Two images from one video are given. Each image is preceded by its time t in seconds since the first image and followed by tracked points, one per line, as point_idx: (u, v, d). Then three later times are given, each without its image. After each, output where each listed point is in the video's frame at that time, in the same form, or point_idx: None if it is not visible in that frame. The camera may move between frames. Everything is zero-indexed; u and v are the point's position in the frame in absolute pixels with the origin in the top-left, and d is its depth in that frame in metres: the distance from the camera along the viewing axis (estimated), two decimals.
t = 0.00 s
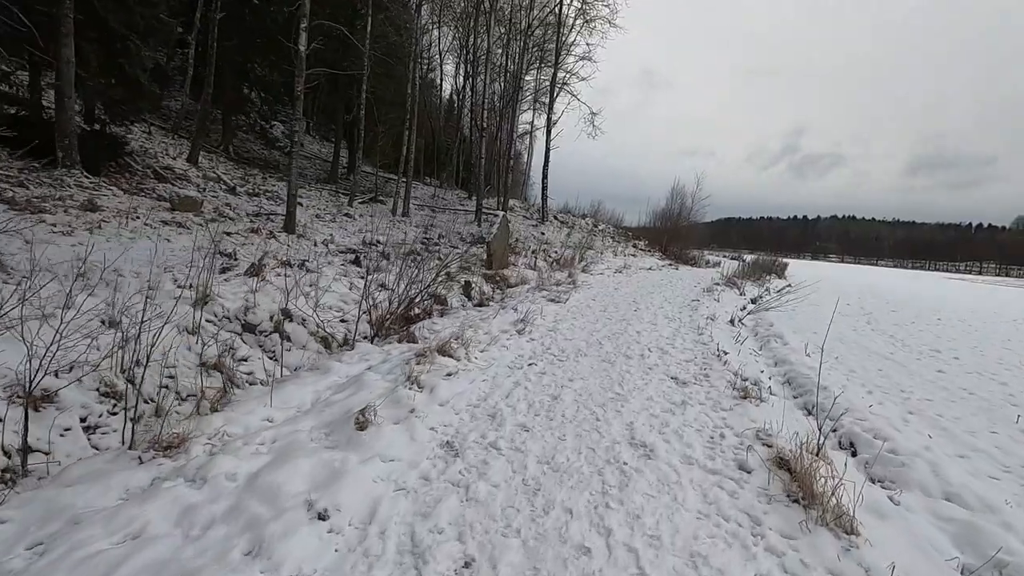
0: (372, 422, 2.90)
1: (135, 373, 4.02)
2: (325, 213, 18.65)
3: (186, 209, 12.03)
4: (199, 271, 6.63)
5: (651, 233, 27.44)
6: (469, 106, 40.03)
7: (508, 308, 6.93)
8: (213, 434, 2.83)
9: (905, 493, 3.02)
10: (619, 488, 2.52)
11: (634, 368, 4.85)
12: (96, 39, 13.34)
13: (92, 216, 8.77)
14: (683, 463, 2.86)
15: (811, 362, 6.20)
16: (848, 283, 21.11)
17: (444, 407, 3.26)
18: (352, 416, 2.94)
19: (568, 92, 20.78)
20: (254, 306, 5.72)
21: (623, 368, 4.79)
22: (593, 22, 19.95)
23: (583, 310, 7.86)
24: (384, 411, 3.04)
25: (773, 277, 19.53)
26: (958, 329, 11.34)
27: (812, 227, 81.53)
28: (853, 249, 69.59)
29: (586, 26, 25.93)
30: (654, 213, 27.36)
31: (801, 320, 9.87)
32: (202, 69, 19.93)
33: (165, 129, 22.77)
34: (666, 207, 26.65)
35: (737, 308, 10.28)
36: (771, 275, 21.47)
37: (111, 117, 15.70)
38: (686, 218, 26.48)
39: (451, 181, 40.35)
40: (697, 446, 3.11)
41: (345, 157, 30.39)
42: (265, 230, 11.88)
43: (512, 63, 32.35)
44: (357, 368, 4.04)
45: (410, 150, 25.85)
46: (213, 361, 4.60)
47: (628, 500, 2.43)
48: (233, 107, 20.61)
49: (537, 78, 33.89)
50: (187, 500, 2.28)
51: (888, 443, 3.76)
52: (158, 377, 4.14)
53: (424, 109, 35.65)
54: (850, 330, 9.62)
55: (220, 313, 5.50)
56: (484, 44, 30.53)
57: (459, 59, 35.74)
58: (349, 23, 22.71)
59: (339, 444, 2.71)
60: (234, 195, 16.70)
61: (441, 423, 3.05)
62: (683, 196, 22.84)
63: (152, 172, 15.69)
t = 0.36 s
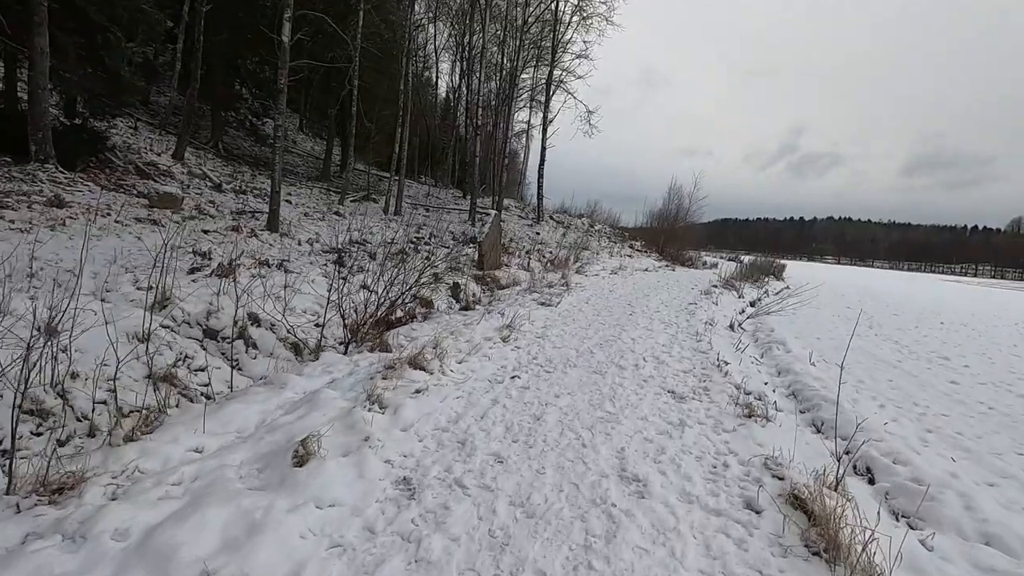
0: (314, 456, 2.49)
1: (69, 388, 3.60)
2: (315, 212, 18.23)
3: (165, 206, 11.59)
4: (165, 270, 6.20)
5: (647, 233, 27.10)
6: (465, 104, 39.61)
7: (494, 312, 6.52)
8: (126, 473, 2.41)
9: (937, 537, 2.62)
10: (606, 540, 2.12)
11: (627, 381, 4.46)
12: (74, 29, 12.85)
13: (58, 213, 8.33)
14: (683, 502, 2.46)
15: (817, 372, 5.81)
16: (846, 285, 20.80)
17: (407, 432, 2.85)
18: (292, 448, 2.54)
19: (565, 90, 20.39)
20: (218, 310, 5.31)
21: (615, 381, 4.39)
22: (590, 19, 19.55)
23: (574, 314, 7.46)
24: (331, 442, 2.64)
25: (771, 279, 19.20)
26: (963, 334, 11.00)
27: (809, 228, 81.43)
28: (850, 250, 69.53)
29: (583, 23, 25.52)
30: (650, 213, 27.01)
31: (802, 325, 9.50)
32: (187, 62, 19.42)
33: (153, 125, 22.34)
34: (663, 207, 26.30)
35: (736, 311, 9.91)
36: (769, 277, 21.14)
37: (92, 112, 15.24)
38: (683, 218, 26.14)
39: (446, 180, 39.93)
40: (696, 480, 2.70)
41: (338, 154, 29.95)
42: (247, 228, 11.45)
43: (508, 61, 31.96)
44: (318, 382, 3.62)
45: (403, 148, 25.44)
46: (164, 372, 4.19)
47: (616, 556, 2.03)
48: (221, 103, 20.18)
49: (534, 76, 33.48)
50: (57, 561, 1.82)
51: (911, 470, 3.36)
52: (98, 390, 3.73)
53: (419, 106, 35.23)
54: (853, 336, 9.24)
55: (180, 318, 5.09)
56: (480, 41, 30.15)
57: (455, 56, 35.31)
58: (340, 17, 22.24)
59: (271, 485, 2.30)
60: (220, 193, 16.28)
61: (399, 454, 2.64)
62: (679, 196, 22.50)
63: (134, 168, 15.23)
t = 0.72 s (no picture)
0: (243, 504, 2.08)
1: None
2: (304, 209, 17.77)
3: (144, 202, 11.13)
4: (128, 269, 5.76)
5: (645, 233, 26.74)
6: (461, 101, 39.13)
7: (482, 316, 6.12)
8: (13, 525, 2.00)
9: None
10: None
11: (624, 395, 4.06)
12: (51, 18, 12.35)
13: (23, 208, 7.88)
14: (690, 556, 2.07)
15: (826, 383, 5.42)
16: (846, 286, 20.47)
17: (365, 468, 2.45)
18: (217, 492, 2.13)
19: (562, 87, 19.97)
20: (179, 315, 4.89)
21: (611, 396, 3.99)
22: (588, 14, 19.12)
23: (568, 318, 7.05)
24: (268, 483, 2.23)
25: (770, 280, 18.85)
26: (970, 339, 10.65)
27: (806, 228, 81.24)
28: (847, 251, 69.38)
29: (581, 19, 25.06)
30: (648, 212, 26.62)
31: (805, 330, 9.12)
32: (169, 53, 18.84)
33: (140, 119, 21.85)
34: (661, 207, 25.93)
35: (737, 315, 9.52)
36: (768, 277, 20.80)
37: (72, 104, 14.75)
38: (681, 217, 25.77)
39: (441, 178, 39.44)
40: (704, 523, 2.31)
41: (331, 151, 29.44)
42: (228, 225, 10.99)
43: (505, 57, 31.52)
44: (275, 401, 3.21)
45: (396, 145, 24.98)
46: (109, 386, 3.77)
47: None
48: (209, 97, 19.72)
49: (530, 73, 33.05)
50: None
51: (943, 504, 2.98)
52: (28, 407, 3.32)
53: (414, 103, 34.76)
54: (859, 341, 8.86)
55: (136, 324, 4.67)
56: (476, 37, 29.71)
57: (451, 52, 34.83)
58: (327, 7, 21.96)
59: (182, 546, 1.89)
60: (205, 189, 15.82)
61: (349, 497, 2.23)
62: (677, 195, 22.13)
63: (117, 163, 14.76)
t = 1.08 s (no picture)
0: (129, 565, 1.68)
1: None
2: (292, 206, 17.33)
3: (119, 197, 10.67)
4: (82, 267, 5.34)
5: (641, 231, 26.39)
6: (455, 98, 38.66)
7: (466, 318, 5.72)
8: None
9: None
10: None
11: (617, 408, 3.67)
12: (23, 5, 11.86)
13: None
14: None
15: (836, 391, 5.03)
16: (846, 285, 20.13)
17: (303, 509, 2.07)
18: (98, 550, 1.73)
19: (556, 82, 19.53)
20: (130, 318, 4.46)
21: (603, 408, 3.60)
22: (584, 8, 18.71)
23: (559, 320, 6.65)
24: (169, 535, 1.83)
25: (768, 279, 18.50)
26: (975, 340, 10.30)
27: (803, 226, 81.09)
28: (843, 249, 69.26)
29: (577, 14, 24.62)
30: (644, 210, 26.26)
31: (807, 331, 8.75)
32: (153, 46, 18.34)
33: (125, 114, 21.34)
34: (657, 204, 25.57)
35: (736, 316, 9.15)
36: (766, 276, 20.47)
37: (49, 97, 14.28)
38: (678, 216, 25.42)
39: (436, 175, 38.98)
40: None
41: (322, 147, 28.97)
42: (207, 222, 10.53)
43: (499, 53, 31.07)
44: (214, 420, 2.81)
45: (388, 141, 24.50)
46: (38, 401, 3.36)
47: None
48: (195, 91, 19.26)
49: (525, 69, 32.63)
50: None
51: (977, 539, 2.62)
52: None
53: (407, 99, 34.29)
54: (863, 344, 8.50)
55: (79, 328, 4.24)
56: (470, 32, 29.27)
57: (445, 48, 34.36)
58: None
59: None
60: (189, 185, 15.36)
61: (270, 553, 1.84)
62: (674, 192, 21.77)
63: (96, 157, 14.28)
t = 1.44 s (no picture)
0: None
1: None
2: (284, 205, 16.93)
3: (99, 196, 10.25)
4: (37, 271, 4.95)
5: (641, 229, 25.99)
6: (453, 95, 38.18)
7: (453, 325, 5.33)
8: None
9: None
10: None
11: (615, 429, 3.30)
12: None
13: None
14: None
15: (852, 404, 4.66)
16: (850, 284, 19.72)
17: None
18: None
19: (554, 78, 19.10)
20: (80, 328, 4.07)
21: (599, 431, 3.23)
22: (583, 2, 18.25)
23: (554, 325, 6.26)
24: None
25: (771, 279, 18.11)
26: (990, 342, 9.92)
27: (803, 224, 80.67)
28: (843, 247, 68.87)
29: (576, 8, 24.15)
30: (644, 208, 25.85)
31: (815, 335, 8.36)
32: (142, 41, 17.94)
33: (115, 111, 20.93)
34: (657, 203, 25.15)
35: (740, 319, 8.76)
36: (768, 275, 20.08)
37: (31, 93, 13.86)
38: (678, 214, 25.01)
39: (433, 174, 38.55)
40: None
41: (317, 145, 28.56)
42: (189, 222, 10.14)
43: (497, 49, 30.61)
44: (145, 454, 2.44)
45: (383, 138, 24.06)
46: None
47: None
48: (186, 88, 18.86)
49: (524, 66, 32.15)
50: None
51: None
52: None
53: (405, 97, 33.84)
54: (874, 348, 8.10)
55: (22, 340, 3.85)
56: (467, 28, 28.80)
57: (443, 44, 33.89)
58: None
59: None
60: (177, 184, 14.96)
61: None
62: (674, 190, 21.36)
63: (80, 155, 13.88)
